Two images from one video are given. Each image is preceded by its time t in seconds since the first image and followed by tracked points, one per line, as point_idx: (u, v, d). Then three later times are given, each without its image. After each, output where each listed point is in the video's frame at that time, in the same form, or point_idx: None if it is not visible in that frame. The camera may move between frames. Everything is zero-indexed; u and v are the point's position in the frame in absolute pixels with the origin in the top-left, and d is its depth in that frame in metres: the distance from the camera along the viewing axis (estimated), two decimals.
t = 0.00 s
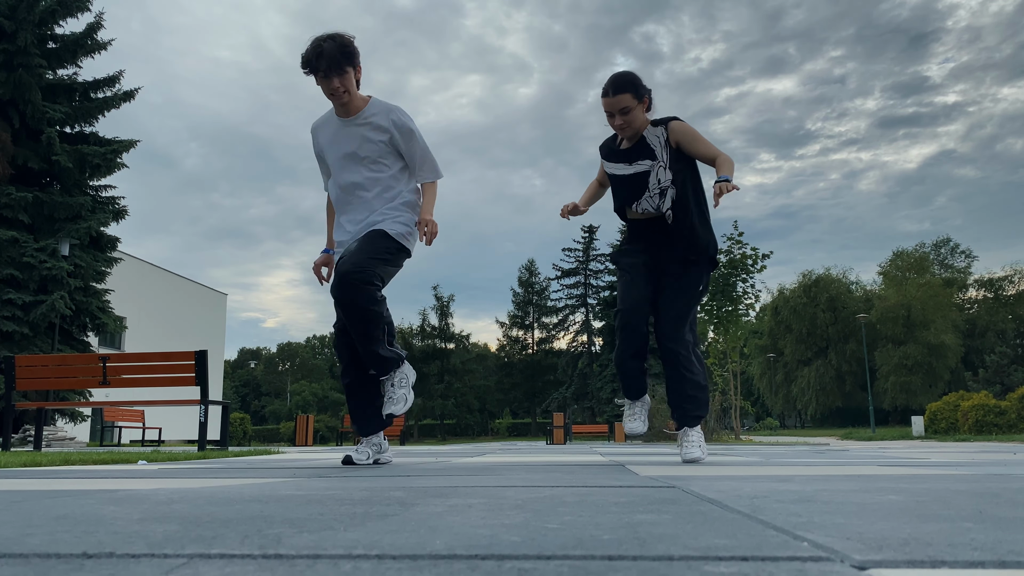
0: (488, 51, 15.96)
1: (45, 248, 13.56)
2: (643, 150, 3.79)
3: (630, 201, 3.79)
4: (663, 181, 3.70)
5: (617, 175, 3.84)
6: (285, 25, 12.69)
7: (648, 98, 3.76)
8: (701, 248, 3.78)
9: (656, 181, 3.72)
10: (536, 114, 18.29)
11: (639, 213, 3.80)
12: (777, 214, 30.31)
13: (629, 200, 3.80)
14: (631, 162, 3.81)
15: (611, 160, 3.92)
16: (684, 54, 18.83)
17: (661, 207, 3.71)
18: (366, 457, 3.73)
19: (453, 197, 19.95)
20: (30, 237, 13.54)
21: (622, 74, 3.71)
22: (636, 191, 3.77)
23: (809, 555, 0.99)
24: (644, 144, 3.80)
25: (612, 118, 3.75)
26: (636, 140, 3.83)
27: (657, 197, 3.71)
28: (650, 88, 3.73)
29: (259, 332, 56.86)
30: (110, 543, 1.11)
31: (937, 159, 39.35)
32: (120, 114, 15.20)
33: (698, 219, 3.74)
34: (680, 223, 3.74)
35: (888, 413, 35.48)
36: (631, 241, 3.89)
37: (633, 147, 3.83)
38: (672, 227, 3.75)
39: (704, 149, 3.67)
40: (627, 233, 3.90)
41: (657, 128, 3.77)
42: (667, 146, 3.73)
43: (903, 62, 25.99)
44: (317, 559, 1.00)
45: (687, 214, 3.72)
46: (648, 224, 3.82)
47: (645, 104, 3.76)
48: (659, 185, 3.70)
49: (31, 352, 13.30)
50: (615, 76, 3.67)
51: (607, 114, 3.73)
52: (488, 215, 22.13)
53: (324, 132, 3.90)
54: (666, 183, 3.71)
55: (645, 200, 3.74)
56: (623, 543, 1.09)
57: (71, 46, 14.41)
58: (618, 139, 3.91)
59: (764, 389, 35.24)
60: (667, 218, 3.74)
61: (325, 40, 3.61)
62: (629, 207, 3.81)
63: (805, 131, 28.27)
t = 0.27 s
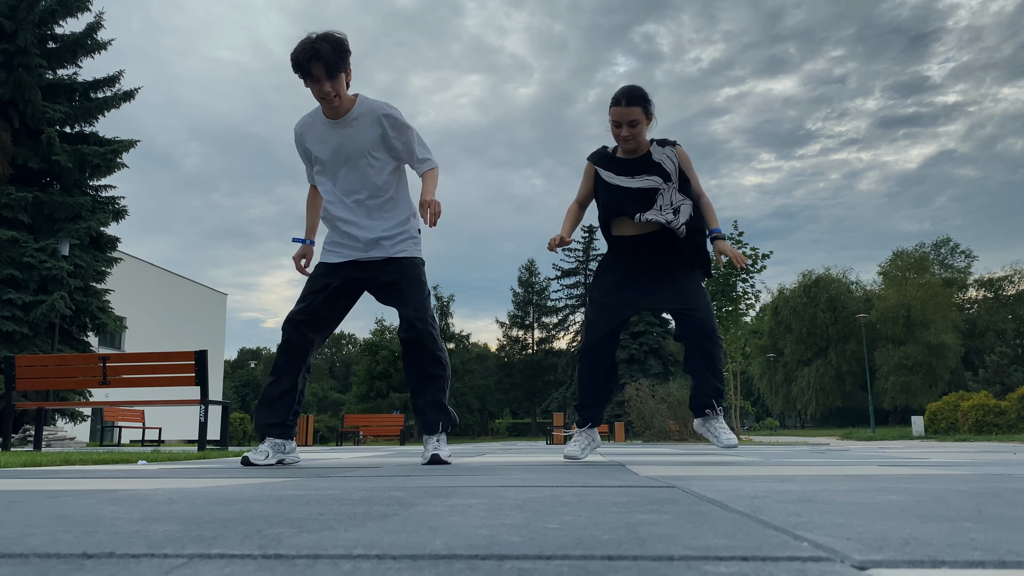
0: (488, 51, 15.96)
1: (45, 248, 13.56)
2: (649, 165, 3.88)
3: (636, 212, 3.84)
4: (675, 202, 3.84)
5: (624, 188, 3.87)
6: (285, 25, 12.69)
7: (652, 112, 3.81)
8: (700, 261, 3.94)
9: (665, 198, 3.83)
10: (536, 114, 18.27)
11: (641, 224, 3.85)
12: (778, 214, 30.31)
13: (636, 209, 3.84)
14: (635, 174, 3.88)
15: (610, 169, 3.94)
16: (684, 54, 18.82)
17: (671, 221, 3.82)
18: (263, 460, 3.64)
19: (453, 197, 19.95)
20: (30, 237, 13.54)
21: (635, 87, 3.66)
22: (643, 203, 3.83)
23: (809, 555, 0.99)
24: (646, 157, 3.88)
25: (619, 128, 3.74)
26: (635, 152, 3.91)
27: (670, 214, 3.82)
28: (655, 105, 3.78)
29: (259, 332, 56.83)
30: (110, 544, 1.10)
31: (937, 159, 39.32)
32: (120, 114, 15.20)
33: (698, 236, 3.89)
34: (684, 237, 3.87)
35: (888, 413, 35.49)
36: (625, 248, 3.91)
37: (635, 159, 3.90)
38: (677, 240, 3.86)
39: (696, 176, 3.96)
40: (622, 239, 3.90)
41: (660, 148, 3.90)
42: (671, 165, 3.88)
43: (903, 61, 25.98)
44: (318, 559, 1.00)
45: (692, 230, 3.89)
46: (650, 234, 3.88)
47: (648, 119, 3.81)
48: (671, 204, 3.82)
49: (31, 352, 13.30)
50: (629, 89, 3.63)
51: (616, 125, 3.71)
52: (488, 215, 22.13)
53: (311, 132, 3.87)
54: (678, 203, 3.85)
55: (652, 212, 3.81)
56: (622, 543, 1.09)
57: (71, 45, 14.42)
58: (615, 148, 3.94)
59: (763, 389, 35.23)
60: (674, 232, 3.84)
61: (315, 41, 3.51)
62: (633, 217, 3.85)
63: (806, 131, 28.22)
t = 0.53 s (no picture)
0: (489, 51, 15.96)
1: (45, 248, 13.56)
2: (649, 181, 3.91)
3: (633, 227, 3.83)
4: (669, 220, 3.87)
5: (623, 201, 3.87)
6: (285, 24, 12.70)
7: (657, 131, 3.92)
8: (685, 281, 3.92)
9: (662, 215, 3.86)
10: (536, 114, 18.27)
11: (636, 240, 3.84)
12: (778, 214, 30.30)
13: (633, 224, 3.83)
14: (635, 188, 3.91)
15: (610, 182, 3.94)
16: (685, 54, 18.81)
17: (661, 240, 3.81)
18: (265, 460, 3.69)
19: (453, 197, 19.95)
20: (30, 237, 13.53)
21: (644, 104, 3.77)
22: (641, 218, 3.84)
23: (811, 555, 0.99)
24: (647, 175, 3.94)
25: (625, 140, 3.82)
26: (636, 168, 3.96)
27: (666, 230, 3.84)
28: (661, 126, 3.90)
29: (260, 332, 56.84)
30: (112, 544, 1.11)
31: (938, 159, 39.33)
32: (120, 114, 15.21)
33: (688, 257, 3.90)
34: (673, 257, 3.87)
35: (888, 413, 35.49)
36: (618, 265, 3.87)
37: (634, 176, 3.94)
38: (667, 259, 3.84)
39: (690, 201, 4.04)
40: (616, 255, 3.88)
41: (661, 166, 3.96)
42: (670, 184, 3.94)
43: (903, 61, 25.98)
44: (318, 559, 1.00)
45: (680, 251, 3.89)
46: (643, 251, 3.87)
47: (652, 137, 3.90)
48: (667, 221, 3.85)
49: (31, 352, 13.30)
50: (639, 103, 3.72)
51: (623, 136, 3.79)
52: (488, 215, 22.13)
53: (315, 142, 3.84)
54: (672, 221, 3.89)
55: (648, 229, 3.81)
56: (623, 543, 1.09)
57: (71, 46, 14.43)
58: (615, 164, 3.99)
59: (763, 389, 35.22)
60: (664, 252, 3.84)
61: (333, 55, 3.49)
62: (630, 232, 3.84)
63: (806, 131, 28.25)
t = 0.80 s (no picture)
0: (489, 51, 15.96)
1: (45, 248, 13.56)
2: (643, 162, 3.93)
3: (628, 208, 3.86)
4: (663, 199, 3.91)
5: (620, 183, 3.89)
6: (286, 24, 12.70)
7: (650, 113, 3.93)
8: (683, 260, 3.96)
9: (657, 195, 3.89)
10: (537, 114, 18.26)
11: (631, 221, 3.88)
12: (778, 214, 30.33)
13: (628, 206, 3.86)
14: (629, 170, 3.92)
15: (604, 164, 3.95)
16: (685, 54, 18.81)
17: (657, 218, 3.84)
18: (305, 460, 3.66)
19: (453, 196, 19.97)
20: (30, 236, 13.52)
21: (637, 86, 3.78)
22: (636, 199, 3.86)
23: (809, 554, 0.99)
24: (641, 155, 3.95)
25: (619, 124, 3.82)
26: (629, 150, 3.95)
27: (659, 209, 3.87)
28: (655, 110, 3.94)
29: (260, 332, 56.87)
30: (111, 544, 1.11)
31: (938, 159, 39.31)
32: (120, 114, 15.21)
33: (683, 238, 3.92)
34: (669, 237, 3.90)
35: (888, 413, 35.51)
36: (616, 248, 3.93)
37: (629, 157, 3.94)
38: (663, 238, 3.88)
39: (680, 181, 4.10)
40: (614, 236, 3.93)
41: (653, 146, 3.98)
42: (663, 164, 3.96)
43: (904, 61, 25.98)
44: (317, 559, 1.00)
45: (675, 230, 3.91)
46: (640, 232, 3.92)
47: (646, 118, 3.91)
48: (661, 200, 3.89)
49: (31, 352, 13.31)
50: (635, 85, 3.73)
51: (618, 119, 3.80)
52: (488, 215, 22.14)
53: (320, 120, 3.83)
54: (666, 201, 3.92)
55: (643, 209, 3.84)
56: (623, 543, 1.09)
57: (71, 46, 14.44)
58: (607, 146, 3.98)
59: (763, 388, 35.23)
60: (660, 232, 3.87)
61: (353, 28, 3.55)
62: (625, 213, 3.87)
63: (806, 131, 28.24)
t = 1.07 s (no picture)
0: (489, 51, 15.96)
1: (45, 248, 13.55)
2: (648, 158, 3.94)
3: (633, 205, 3.85)
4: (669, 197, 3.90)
5: (626, 180, 3.89)
6: (286, 24, 12.71)
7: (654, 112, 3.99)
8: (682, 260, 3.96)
9: (662, 192, 3.89)
10: (537, 114, 18.26)
11: (636, 217, 3.85)
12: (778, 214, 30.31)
13: (633, 202, 3.85)
14: (633, 166, 3.93)
15: (608, 162, 3.96)
16: (685, 54, 18.79)
17: (661, 216, 3.84)
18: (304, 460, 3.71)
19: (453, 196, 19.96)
20: (30, 236, 13.53)
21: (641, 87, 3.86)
22: (641, 195, 3.86)
23: (810, 554, 0.99)
24: (645, 151, 3.97)
25: (620, 124, 3.88)
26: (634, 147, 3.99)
27: (665, 207, 3.86)
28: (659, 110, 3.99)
29: (260, 332, 56.91)
30: (111, 544, 1.11)
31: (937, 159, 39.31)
32: (120, 114, 15.21)
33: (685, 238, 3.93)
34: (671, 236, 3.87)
35: (888, 413, 35.48)
36: (620, 245, 3.87)
37: (633, 154, 3.96)
38: (665, 237, 3.86)
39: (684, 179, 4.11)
40: (618, 231, 3.87)
41: (657, 143, 3.99)
42: (668, 160, 3.97)
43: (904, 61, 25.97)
44: (318, 559, 1.00)
45: (676, 230, 3.90)
46: (643, 228, 3.87)
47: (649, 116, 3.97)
48: (666, 198, 3.89)
49: (31, 352, 13.31)
50: (634, 86, 3.79)
51: (618, 120, 3.86)
52: (489, 215, 22.14)
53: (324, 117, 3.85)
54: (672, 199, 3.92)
55: (649, 205, 3.84)
56: (623, 543, 1.09)
57: (71, 46, 14.45)
58: (610, 143, 4.02)
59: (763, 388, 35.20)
60: (662, 229, 3.86)
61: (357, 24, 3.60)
62: (629, 209, 3.86)
63: (806, 131, 28.25)
